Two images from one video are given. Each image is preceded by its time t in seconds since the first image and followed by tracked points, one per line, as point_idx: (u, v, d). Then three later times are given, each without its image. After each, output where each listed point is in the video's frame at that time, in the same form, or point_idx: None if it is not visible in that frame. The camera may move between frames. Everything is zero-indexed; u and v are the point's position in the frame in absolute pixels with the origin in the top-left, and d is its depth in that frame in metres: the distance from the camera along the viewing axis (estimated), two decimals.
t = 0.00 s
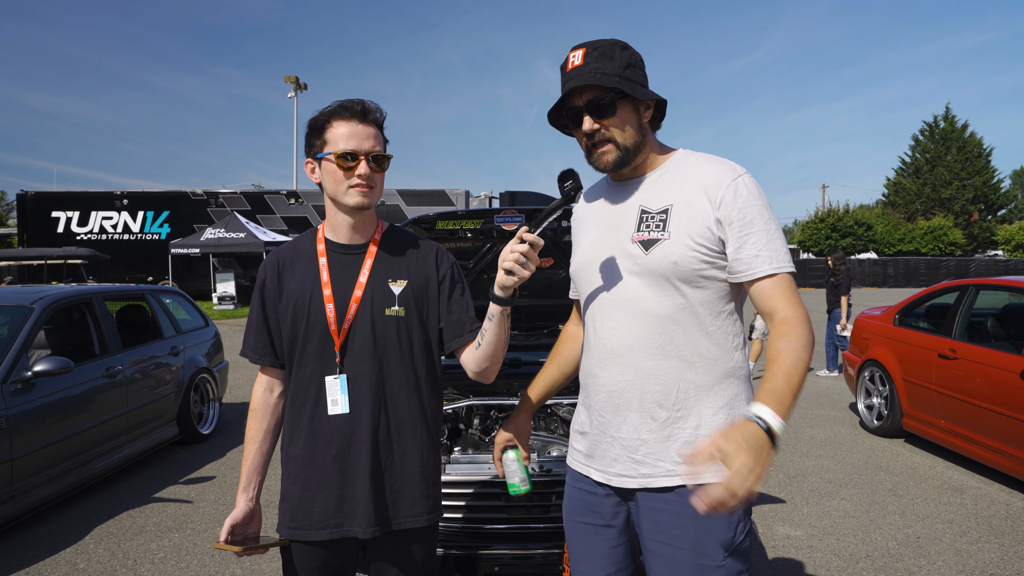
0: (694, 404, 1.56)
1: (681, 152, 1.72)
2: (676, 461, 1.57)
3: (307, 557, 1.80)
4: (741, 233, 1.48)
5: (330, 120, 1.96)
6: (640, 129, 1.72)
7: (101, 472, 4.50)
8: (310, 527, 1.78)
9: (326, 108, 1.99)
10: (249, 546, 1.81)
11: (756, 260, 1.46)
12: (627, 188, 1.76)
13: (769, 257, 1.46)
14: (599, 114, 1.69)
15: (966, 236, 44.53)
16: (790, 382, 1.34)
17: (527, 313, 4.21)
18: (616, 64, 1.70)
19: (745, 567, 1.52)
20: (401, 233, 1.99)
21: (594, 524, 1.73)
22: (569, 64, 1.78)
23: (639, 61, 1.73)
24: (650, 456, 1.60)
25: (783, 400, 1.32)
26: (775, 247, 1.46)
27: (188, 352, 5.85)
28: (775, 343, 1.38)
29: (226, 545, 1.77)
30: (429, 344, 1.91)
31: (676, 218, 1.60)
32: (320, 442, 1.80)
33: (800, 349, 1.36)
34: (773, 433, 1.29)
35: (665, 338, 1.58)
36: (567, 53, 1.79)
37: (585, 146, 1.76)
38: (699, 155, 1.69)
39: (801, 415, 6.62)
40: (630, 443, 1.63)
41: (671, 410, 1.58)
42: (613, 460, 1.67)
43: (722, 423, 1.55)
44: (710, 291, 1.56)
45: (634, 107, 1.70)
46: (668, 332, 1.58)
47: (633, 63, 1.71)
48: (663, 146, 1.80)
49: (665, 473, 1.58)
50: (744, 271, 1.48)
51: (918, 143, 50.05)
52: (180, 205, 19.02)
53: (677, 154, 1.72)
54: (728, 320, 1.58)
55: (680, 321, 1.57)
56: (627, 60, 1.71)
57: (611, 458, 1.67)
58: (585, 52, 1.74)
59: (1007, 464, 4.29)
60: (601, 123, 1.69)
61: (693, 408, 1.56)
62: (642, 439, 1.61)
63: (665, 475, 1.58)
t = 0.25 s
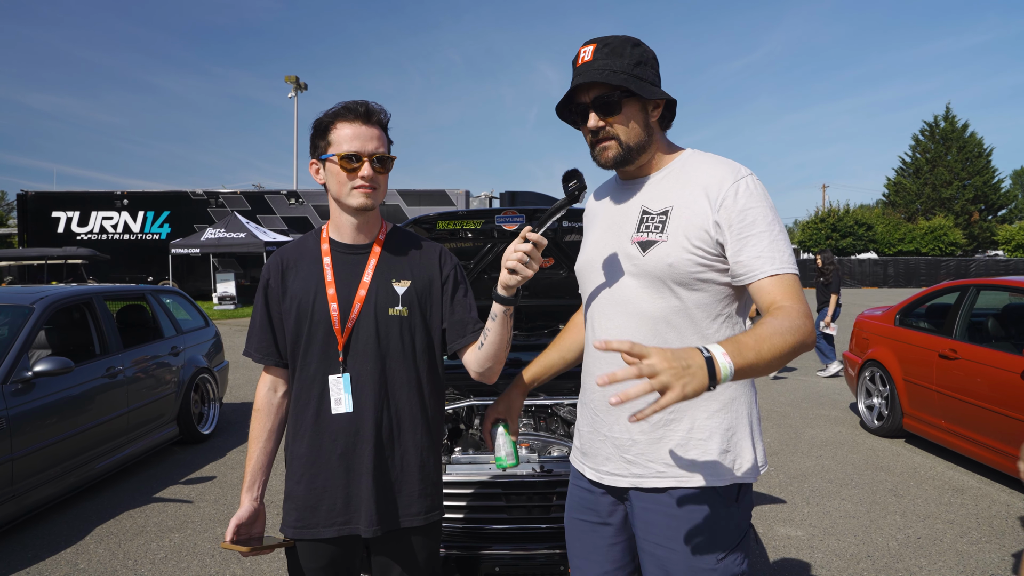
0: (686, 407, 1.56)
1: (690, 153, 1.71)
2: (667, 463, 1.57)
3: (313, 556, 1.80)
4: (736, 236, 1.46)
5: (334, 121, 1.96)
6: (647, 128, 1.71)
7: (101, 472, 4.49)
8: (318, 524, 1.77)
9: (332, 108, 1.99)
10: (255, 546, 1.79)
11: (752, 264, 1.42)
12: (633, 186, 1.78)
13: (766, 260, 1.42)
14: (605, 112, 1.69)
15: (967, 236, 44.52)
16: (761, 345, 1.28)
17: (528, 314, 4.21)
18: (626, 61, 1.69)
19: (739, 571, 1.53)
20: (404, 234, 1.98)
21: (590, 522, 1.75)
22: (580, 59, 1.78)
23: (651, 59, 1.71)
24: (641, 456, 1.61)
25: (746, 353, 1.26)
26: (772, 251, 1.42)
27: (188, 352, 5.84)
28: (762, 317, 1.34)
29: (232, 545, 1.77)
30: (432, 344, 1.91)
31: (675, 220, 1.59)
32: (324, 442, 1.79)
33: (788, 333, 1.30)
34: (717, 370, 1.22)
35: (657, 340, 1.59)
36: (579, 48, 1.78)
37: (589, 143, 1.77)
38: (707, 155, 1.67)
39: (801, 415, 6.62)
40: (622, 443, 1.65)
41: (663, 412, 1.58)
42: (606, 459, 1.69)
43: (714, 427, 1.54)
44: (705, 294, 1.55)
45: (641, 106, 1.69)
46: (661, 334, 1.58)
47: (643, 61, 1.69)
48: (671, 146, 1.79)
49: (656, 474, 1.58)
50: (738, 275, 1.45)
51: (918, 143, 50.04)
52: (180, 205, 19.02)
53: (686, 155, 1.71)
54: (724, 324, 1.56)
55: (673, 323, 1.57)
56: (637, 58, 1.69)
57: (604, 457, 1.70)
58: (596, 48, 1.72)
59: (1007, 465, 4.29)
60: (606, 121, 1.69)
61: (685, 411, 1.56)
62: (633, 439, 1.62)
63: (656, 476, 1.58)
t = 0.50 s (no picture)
0: (681, 409, 1.56)
1: (698, 153, 1.69)
2: (660, 464, 1.57)
3: (316, 555, 1.80)
4: (734, 241, 1.45)
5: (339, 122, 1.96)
6: (653, 128, 1.70)
7: (102, 472, 4.49)
8: (322, 524, 1.77)
9: (338, 109, 1.99)
10: (258, 544, 1.79)
11: (749, 269, 1.41)
12: (639, 185, 1.80)
13: (763, 265, 1.40)
14: (610, 110, 1.68)
15: (967, 237, 44.52)
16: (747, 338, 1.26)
17: (529, 313, 4.21)
18: (635, 58, 1.67)
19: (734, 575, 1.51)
20: (408, 233, 1.98)
21: (591, 519, 1.77)
22: (591, 53, 1.76)
23: (662, 57, 1.68)
24: (635, 456, 1.62)
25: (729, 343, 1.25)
26: (770, 256, 1.40)
27: (189, 351, 5.84)
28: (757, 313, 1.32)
29: (237, 543, 1.77)
30: (437, 344, 1.91)
31: (674, 223, 1.59)
32: (329, 441, 1.79)
33: (781, 330, 1.27)
34: (697, 354, 1.23)
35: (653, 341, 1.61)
36: (591, 43, 1.76)
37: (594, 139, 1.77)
38: (715, 156, 1.66)
39: (802, 416, 6.62)
40: (618, 442, 1.66)
41: (658, 413, 1.59)
42: (603, 457, 1.71)
43: (709, 430, 1.53)
44: (702, 297, 1.55)
45: (648, 105, 1.68)
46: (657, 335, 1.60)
47: (653, 59, 1.67)
48: (678, 146, 1.78)
49: (650, 474, 1.59)
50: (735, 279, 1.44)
51: (919, 144, 50.03)
52: (180, 205, 19.02)
53: (693, 155, 1.70)
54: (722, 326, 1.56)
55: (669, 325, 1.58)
56: (648, 56, 1.67)
57: (600, 454, 1.72)
58: (607, 43, 1.70)
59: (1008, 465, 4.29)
60: (611, 119, 1.69)
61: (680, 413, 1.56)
62: (628, 438, 1.64)
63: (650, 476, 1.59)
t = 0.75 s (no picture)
0: (675, 413, 1.56)
1: (706, 159, 1.68)
2: (654, 468, 1.58)
3: (320, 560, 1.80)
4: (729, 250, 1.45)
5: (341, 126, 1.96)
6: (654, 135, 1.69)
7: (99, 476, 4.47)
8: (325, 530, 1.76)
9: (339, 114, 1.99)
10: (262, 551, 1.79)
11: (743, 279, 1.41)
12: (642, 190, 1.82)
13: (757, 276, 1.39)
14: (609, 118, 1.69)
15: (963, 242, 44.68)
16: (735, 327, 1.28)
17: (529, 317, 4.21)
18: (636, 66, 1.66)
19: None
20: (410, 238, 1.98)
21: (590, 519, 1.77)
22: (596, 58, 1.76)
23: (665, 63, 1.66)
24: (629, 459, 1.63)
25: (717, 328, 1.27)
26: (765, 267, 1.40)
27: (187, 355, 5.83)
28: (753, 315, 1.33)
29: (240, 550, 1.76)
30: (439, 348, 1.91)
31: (673, 229, 1.60)
32: (332, 446, 1.79)
33: (770, 334, 1.28)
34: (682, 332, 1.25)
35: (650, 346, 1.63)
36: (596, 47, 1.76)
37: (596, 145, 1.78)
38: (721, 162, 1.65)
39: (800, 419, 6.63)
40: (613, 444, 1.67)
41: (652, 417, 1.59)
42: (599, 458, 1.72)
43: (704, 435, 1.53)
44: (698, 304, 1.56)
45: (648, 113, 1.67)
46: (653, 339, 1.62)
47: (654, 66, 1.65)
48: (682, 153, 1.76)
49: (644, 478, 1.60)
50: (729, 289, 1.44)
51: (915, 148, 50.24)
52: (178, 208, 18.99)
53: (702, 160, 1.68)
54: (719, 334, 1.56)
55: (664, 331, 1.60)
56: (649, 62, 1.65)
57: (597, 455, 1.73)
58: (609, 49, 1.70)
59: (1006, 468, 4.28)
60: (610, 128, 1.70)
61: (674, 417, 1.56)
62: (623, 441, 1.64)
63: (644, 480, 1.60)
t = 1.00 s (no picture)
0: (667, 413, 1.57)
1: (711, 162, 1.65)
2: (642, 465, 1.59)
3: (320, 559, 1.80)
4: (717, 261, 1.44)
5: (337, 123, 1.96)
6: (645, 138, 1.69)
7: (96, 476, 4.46)
8: (325, 530, 1.76)
9: (334, 111, 1.99)
10: (262, 551, 1.78)
11: (726, 292, 1.40)
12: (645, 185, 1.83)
13: (741, 290, 1.39)
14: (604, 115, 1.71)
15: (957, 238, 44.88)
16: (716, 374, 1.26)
17: (527, 315, 4.22)
18: (633, 66, 1.64)
19: None
20: (406, 236, 1.98)
21: (586, 513, 1.79)
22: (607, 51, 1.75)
23: (663, 65, 1.61)
24: (621, 455, 1.64)
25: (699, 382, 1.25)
26: (749, 282, 1.38)
27: (183, 355, 5.82)
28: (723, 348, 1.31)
29: (240, 551, 1.75)
30: (436, 346, 1.92)
31: (668, 233, 1.60)
32: (331, 445, 1.79)
33: (749, 371, 1.27)
34: (666, 397, 1.22)
35: (643, 346, 1.65)
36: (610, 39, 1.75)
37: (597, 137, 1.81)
38: (726, 166, 1.62)
39: (796, 416, 6.65)
40: (606, 440, 1.70)
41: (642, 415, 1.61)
42: (595, 453, 1.75)
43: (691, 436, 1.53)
44: (689, 309, 1.56)
45: (641, 115, 1.66)
46: (646, 341, 1.65)
47: (650, 69, 1.62)
48: (679, 157, 1.73)
49: (633, 474, 1.61)
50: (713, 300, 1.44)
51: (909, 146, 50.41)
52: (172, 207, 18.92)
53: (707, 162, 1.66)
54: (710, 340, 1.56)
55: (657, 333, 1.62)
56: (647, 64, 1.62)
57: (594, 450, 1.76)
58: (615, 45, 1.69)
59: (996, 464, 4.27)
60: (604, 125, 1.73)
61: (663, 418, 1.58)
62: (614, 437, 1.66)
63: (633, 476, 1.61)
